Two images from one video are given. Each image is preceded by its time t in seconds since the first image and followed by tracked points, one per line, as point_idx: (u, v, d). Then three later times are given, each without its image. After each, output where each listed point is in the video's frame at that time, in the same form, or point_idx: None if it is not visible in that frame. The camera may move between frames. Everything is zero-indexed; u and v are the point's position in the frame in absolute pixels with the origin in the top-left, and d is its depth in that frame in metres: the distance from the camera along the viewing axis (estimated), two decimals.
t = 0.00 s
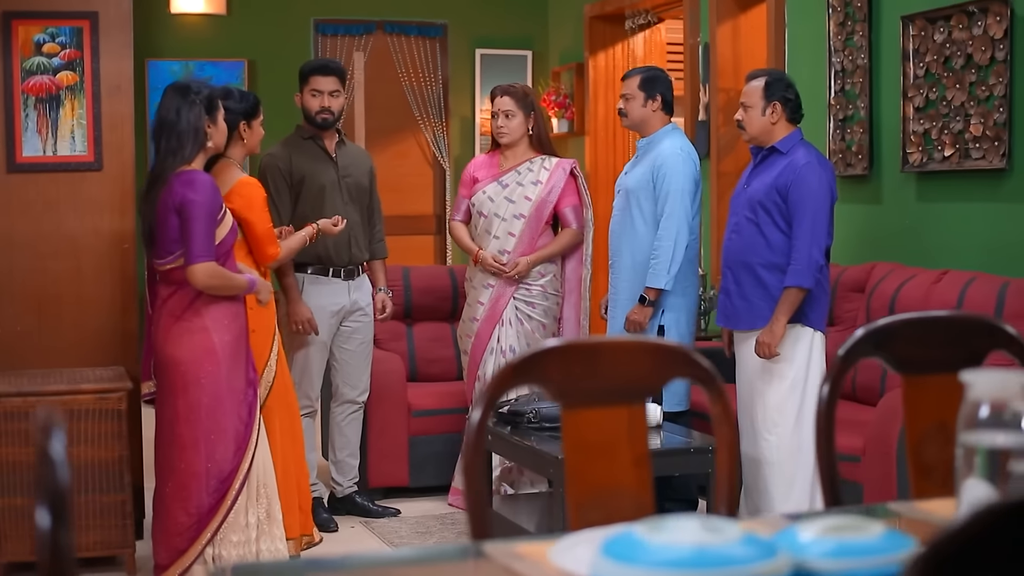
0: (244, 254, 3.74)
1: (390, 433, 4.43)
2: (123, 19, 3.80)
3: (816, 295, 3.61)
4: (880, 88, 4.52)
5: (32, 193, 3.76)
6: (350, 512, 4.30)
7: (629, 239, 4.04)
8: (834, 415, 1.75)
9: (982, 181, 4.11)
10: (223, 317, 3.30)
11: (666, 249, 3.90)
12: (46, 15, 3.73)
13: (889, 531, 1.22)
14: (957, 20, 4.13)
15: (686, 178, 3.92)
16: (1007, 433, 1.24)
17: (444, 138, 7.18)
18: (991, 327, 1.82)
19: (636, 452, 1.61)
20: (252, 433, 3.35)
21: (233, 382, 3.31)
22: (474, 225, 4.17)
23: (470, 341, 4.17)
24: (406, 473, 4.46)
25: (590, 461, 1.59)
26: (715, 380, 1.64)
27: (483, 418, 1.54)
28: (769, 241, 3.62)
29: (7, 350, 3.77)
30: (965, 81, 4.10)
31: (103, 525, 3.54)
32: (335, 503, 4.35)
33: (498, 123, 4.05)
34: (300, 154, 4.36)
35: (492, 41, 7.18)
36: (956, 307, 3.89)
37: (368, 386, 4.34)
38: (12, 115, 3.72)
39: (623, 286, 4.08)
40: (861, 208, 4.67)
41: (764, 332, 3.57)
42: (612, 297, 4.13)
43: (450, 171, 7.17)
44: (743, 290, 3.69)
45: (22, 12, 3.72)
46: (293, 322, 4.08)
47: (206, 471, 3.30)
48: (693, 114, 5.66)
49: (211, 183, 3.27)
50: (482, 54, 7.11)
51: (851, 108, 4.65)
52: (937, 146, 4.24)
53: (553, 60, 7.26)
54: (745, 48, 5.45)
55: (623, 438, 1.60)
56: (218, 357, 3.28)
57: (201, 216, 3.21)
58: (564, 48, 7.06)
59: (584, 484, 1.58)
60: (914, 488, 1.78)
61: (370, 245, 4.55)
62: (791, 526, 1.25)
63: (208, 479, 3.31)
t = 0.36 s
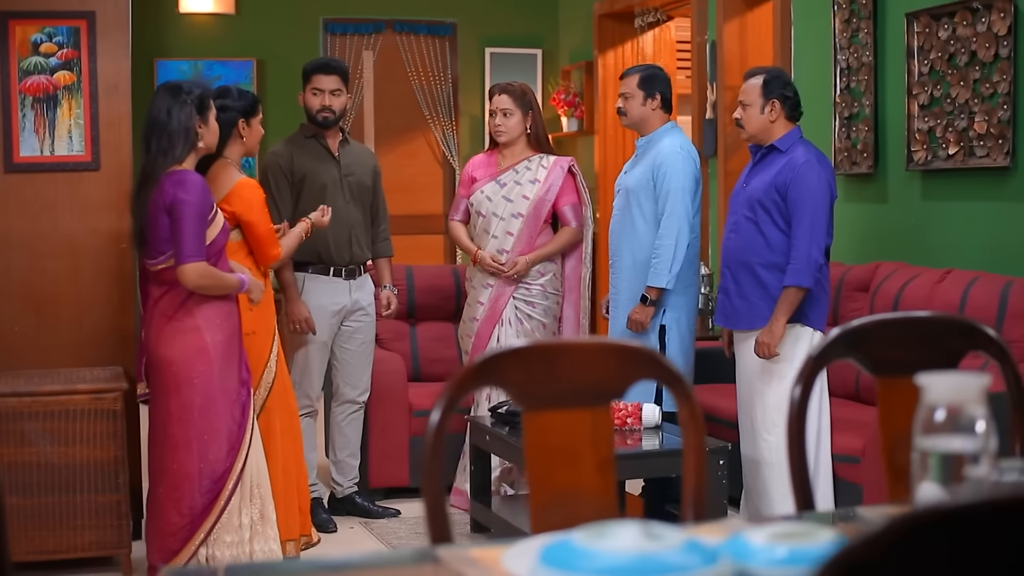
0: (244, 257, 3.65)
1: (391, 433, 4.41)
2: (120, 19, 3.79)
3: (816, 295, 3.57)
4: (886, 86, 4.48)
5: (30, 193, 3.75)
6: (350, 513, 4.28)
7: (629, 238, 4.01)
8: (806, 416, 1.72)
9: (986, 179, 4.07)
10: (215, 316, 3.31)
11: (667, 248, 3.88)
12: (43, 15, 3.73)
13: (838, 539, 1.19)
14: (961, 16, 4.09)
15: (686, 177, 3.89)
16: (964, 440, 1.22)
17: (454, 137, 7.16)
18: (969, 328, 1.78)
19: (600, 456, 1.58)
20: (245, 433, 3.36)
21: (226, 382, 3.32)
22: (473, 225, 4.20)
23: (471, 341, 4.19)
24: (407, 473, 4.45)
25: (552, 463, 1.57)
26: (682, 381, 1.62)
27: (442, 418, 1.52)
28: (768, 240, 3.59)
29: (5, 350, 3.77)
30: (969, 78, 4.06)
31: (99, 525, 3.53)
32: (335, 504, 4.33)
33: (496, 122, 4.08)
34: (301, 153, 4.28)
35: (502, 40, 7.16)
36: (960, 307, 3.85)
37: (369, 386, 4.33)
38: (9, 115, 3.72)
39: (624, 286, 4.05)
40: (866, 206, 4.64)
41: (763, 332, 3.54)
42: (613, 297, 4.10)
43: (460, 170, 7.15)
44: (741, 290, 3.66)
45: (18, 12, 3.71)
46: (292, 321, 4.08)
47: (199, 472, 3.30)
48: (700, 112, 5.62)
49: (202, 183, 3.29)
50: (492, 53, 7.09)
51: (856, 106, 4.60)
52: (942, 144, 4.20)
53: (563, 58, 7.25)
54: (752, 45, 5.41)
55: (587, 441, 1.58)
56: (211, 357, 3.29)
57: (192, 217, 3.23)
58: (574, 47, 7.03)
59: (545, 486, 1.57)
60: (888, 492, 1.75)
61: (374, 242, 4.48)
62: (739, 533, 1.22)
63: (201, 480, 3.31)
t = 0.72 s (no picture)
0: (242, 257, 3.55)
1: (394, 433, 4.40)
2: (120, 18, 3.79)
3: (817, 294, 3.55)
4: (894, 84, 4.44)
5: (30, 193, 3.75)
6: (352, 513, 4.27)
7: (631, 238, 3.99)
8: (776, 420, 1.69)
9: (994, 178, 4.02)
10: (210, 316, 3.31)
11: (669, 247, 3.85)
12: (42, 15, 3.73)
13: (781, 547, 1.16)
14: (968, 13, 4.04)
15: (688, 175, 3.88)
16: (913, 446, 1.19)
17: (467, 136, 7.13)
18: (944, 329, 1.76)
19: (560, 460, 1.56)
20: (241, 433, 3.35)
21: (221, 381, 3.31)
22: (474, 224, 4.19)
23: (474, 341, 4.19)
24: (410, 474, 4.43)
25: (510, 467, 1.54)
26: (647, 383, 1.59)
27: (397, 420, 1.51)
28: (770, 240, 3.56)
29: (6, 349, 3.77)
30: (977, 75, 4.01)
31: (98, 525, 3.52)
32: (337, 503, 4.32)
33: (498, 121, 4.06)
34: (306, 151, 4.16)
35: (515, 39, 7.14)
36: (966, 307, 3.81)
37: (372, 386, 4.30)
38: (9, 115, 3.73)
39: (626, 286, 4.03)
40: (874, 205, 4.60)
41: (763, 333, 3.51)
42: (614, 297, 4.08)
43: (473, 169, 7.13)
44: (742, 290, 3.63)
45: (18, 12, 3.71)
46: (294, 321, 4.06)
47: (195, 471, 3.29)
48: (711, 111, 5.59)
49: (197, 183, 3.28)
50: (505, 52, 7.08)
51: (864, 104, 4.56)
52: (949, 142, 4.15)
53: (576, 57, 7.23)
54: (762, 43, 5.38)
55: (548, 445, 1.56)
56: (207, 357, 3.28)
57: (187, 217, 3.22)
58: (588, 45, 7.01)
59: (505, 490, 1.55)
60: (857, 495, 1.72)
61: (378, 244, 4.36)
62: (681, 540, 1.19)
63: (196, 479, 3.30)
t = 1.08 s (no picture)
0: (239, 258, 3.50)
1: (398, 434, 4.38)
2: (122, 18, 3.78)
3: (818, 295, 3.51)
4: (904, 83, 4.39)
5: (31, 193, 3.75)
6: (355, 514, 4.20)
7: (634, 238, 3.98)
8: (744, 426, 1.65)
9: (1002, 178, 3.97)
10: (206, 316, 3.30)
11: (672, 247, 3.83)
12: (44, 15, 3.73)
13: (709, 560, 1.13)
14: (976, 12, 3.99)
15: (691, 175, 3.85)
16: (863, 453, 1.16)
17: (482, 137, 7.10)
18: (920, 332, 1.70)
19: (517, 462, 1.54)
20: (237, 434, 3.35)
21: (217, 382, 3.31)
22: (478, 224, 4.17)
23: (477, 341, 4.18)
24: (415, 475, 4.41)
25: (468, 469, 1.52)
26: (609, 386, 1.56)
27: (351, 423, 1.49)
28: (771, 241, 3.53)
29: (7, 349, 3.78)
30: (985, 74, 3.97)
31: (96, 525, 3.52)
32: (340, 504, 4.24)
33: (502, 121, 4.04)
34: (311, 151, 4.11)
35: (531, 38, 7.12)
36: (972, 310, 3.76)
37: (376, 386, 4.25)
38: (11, 115, 3.73)
39: (628, 286, 4.02)
40: (884, 206, 4.55)
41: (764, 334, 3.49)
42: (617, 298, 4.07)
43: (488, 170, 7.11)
44: (744, 291, 3.60)
45: (19, 12, 3.72)
46: (297, 322, 4.00)
47: (190, 472, 3.30)
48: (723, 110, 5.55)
49: (193, 183, 3.28)
50: (520, 51, 7.06)
51: (874, 103, 4.51)
52: (958, 142, 4.10)
53: (592, 57, 7.20)
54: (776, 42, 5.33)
55: (505, 448, 1.53)
56: (202, 357, 3.28)
57: (182, 216, 3.21)
58: (603, 45, 6.99)
59: (462, 494, 1.53)
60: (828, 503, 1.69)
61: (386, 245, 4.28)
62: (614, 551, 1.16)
63: (192, 480, 3.30)
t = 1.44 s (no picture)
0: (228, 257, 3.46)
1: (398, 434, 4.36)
2: (120, 18, 3.77)
3: (816, 295, 3.49)
4: (909, 82, 4.35)
5: (28, 192, 3.75)
6: (353, 515, 4.20)
7: (633, 238, 3.96)
8: (704, 428, 1.63)
9: (1007, 178, 3.92)
10: (198, 316, 3.30)
11: (671, 247, 3.81)
12: (42, 14, 3.73)
13: None
14: (981, 9, 3.95)
15: (691, 174, 3.83)
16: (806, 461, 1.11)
17: (494, 136, 7.09)
18: (882, 333, 1.68)
19: (469, 466, 1.53)
20: (229, 434, 3.36)
21: (209, 381, 3.31)
22: (478, 223, 4.14)
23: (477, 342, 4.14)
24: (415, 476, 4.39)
25: (418, 473, 1.51)
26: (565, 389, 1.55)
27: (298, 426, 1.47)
28: (768, 240, 3.51)
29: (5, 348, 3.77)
30: (989, 73, 3.92)
31: (89, 525, 3.51)
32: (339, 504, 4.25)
33: (503, 120, 3.99)
34: (311, 151, 4.07)
35: (542, 37, 7.10)
36: (974, 311, 3.72)
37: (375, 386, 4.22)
38: (9, 114, 3.73)
39: (628, 286, 4.00)
40: (889, 205, 4.51)
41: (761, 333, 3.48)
42: (616, 298, 4.05)
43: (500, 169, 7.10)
44: (741, 292, 3.58)
45: (17, 11, 3.72)
46: (296, 322, 3.94)
47: (183, 471, 3.30)
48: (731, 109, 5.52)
49: (185, 182, 3.27)
50: (532, 50, 7.04)
51: (880, 102, 4.47)
52: (962, 141, 4.06)
53: (605, 56, 7.17)
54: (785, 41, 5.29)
55: (456, 451, 1.52)
56: (194, 356, 3.28)
57: (174, 215, 3.21)
58: (615, 44, 6.96)
59: (410, 498, 1.51)
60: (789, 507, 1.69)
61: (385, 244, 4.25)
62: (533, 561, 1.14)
63: (183, 480, 3.30)
